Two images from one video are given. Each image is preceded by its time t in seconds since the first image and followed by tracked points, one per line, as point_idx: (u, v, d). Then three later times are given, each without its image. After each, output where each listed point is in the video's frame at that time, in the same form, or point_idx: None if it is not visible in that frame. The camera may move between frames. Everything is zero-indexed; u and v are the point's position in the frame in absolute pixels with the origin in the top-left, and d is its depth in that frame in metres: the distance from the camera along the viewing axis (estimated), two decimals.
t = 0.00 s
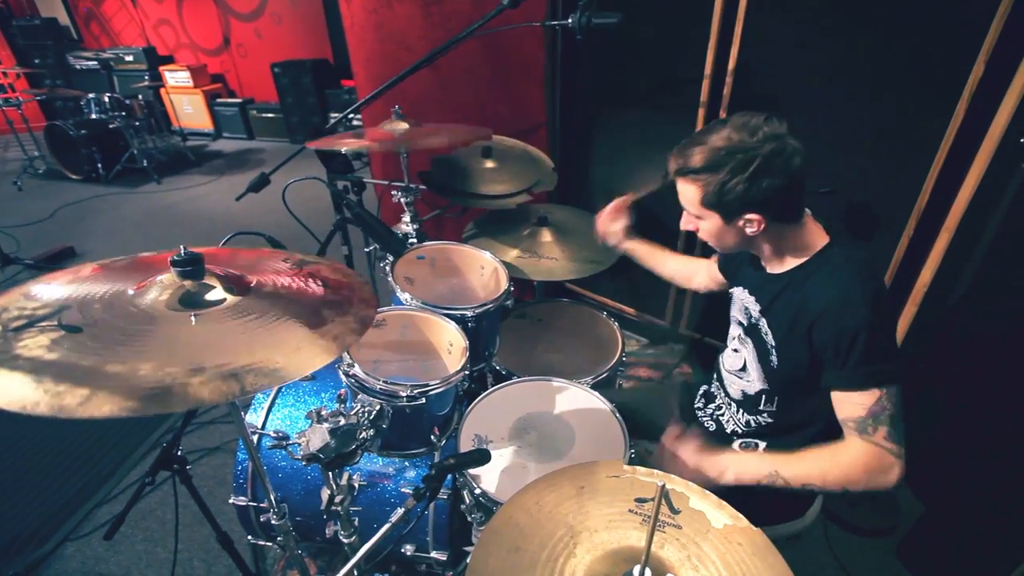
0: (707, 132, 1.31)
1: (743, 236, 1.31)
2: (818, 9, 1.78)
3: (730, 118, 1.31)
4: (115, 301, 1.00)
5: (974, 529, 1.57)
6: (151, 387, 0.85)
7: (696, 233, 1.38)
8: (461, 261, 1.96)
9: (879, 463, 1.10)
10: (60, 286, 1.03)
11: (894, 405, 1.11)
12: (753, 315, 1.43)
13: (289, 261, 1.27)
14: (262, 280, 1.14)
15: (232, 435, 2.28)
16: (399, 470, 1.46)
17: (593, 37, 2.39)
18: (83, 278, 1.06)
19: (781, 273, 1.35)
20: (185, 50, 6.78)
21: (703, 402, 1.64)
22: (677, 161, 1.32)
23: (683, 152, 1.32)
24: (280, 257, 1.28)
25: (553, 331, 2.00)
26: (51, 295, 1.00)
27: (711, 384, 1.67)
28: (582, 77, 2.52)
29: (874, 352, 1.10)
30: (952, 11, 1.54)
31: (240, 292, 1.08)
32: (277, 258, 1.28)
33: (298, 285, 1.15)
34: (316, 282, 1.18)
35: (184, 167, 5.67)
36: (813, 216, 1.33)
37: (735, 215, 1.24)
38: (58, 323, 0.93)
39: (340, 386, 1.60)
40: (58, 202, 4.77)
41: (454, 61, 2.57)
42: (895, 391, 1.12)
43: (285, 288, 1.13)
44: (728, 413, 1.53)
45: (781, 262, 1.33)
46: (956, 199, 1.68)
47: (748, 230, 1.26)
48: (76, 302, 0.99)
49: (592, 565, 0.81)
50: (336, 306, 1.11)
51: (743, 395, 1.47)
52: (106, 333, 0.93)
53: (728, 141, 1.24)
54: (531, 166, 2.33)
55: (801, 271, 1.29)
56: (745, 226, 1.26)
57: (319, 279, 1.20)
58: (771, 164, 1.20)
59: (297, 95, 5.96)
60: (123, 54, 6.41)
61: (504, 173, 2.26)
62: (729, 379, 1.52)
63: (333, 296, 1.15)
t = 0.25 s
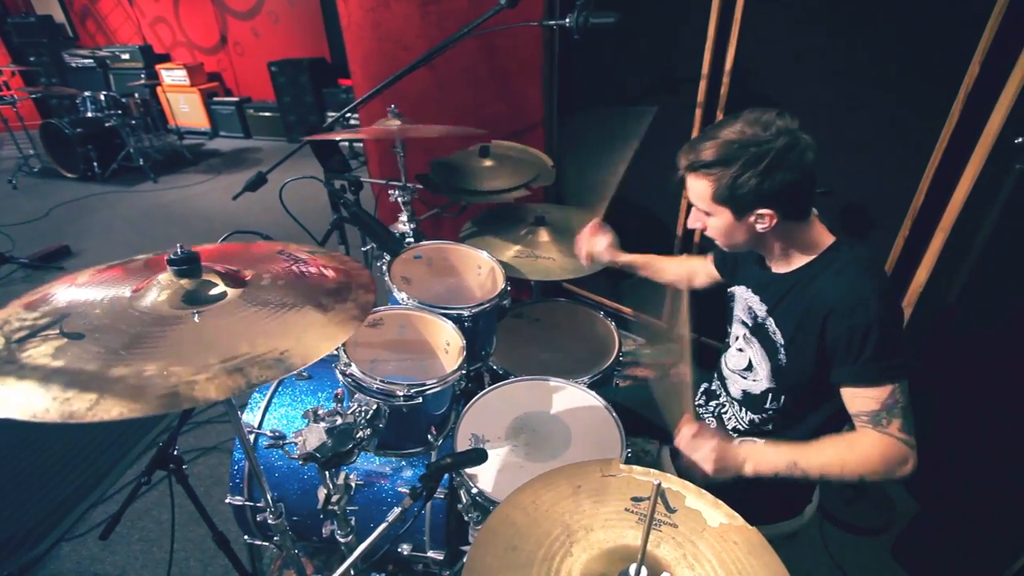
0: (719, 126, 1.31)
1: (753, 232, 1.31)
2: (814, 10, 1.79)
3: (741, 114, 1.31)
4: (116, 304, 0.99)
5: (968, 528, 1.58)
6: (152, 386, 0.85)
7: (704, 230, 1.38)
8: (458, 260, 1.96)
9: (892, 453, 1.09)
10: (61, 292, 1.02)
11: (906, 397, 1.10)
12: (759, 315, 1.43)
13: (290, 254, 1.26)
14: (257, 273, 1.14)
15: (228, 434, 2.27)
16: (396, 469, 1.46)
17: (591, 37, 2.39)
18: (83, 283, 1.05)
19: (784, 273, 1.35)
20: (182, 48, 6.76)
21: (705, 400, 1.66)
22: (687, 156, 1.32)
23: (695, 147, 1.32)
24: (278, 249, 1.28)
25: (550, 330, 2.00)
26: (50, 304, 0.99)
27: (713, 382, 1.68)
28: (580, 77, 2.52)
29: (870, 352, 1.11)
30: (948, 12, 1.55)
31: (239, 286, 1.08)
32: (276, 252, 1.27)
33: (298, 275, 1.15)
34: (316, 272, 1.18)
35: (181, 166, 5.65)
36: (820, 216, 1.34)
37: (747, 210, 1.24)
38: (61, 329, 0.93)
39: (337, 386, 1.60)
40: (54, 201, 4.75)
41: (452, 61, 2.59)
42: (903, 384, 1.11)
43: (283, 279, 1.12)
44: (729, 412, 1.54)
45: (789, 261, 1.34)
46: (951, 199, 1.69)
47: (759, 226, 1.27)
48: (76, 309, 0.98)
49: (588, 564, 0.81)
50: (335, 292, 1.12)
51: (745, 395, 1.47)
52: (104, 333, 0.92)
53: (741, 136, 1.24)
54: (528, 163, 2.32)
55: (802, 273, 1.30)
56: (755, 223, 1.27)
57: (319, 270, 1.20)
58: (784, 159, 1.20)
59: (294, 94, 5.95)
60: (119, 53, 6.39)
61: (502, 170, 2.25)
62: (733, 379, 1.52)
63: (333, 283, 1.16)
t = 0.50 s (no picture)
0: (733, 122, 1.32)
1: (758, 229, 1.32)
2: (814, 10, 1.79)
3: (755, 111, 1.33)
4: (116, 303, 0.99)
5: (969, 526, 1.58)
6: (156, 386, 0.85)
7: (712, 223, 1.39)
8: (458, 260, 1.97)
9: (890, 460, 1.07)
10: (60, 290, 1.02)
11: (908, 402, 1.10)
12: (765, 313, 1.43)
13: (285, 252, 1.26)
14: (258, 273, 1.15)
15: (229, 435, 2.27)
16: (397, 469, 1.46)
17: (591, 37, 2.39)
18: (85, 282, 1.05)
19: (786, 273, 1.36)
20: (181, 49, 6.76)
21: (707, 397, 1.68)
22: (700, 148, 1.34)
23: (708, 141, 1.33)
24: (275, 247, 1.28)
25: (550, 330, 2.00)
26: (49, 301, 0.99)
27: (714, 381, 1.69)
28: (580, 76, 2.52)
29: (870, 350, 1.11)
30: (947, 11, 1.55)
31: (240, 287, 1.08)
32: (276, 250, 1.27)
33: (300, 276, 1.16)
34: (318, 272, 1.19)
35: (181, 167, 5.65)
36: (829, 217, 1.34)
37: (753, 205, 1.25)
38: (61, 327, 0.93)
39: (338, 385, 1.60)
40: (54, 202, 4.75)
41: (452, 60, 2.59)
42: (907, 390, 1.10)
43: (283, 282, 1.12)
44: (732, 410, 1.55)
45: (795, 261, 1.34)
46: (951, 197, 1.69)
47: (763, 223, 1.27)
48: (77, 307, 0.98)
49: (589, 562, 0.81)
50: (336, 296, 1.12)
51: (749, 394, 1.48)
52: (108, 333, 0.93)
53: (753, 132, 1.25)
54: (529, 164, 2.35)
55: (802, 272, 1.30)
56: (760, 219, 1.27)
57: (320, 269, 1.20)
58: (792, 156, 1.21)
59: (294, 94, 5.95)
60: (119, 54, 6.39)
61: (501, 172, 2.28)
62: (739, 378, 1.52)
63: (332, 286, 1.16)
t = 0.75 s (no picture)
0: (719, 126, 1.34)
1: (739, 233, 1.35)
2: (813, 10, 1.80)
3: (742, 115, 1.34)
4: (115, 303, 1.00)
5: (967, 526, 1.59)
6: (157, 384, 0.85)
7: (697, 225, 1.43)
8: (457, 260, 1.97)
9: (891, 457, 1.11)
10: (60, 291, 1.03)
11: (903, 398, 1.11)
12: (753, 315, 1.45)
13: (287, 258, 1.27)
14: (260, 276, 1.15)
15: (229, 435, 2.27)
16: (397, 469, 1.47)
17: (590, 37, 2.39)
18: (85, 283, 1.06)
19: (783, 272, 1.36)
20: (180, 49, 6.76)
21: (710, 400, 1.66)
22: (685, 152, 1.36)
23: (694, 144, 1.36)
24: (275, 254, 1.29)
25: (549, 330, 2.00)
26: (49, 301, 0.99)
27: (717, 382, 1.69)
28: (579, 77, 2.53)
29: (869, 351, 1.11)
30: (945, 12, 1.56)
31: (240, 286, 1.08)
32: (277, 256, 1.28)
33: (299, 279, 1.16)
34: (315, 275, 1.19)
35: (180, 167, 5.65)
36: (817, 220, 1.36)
37: (731, 211, 1.29)
38: (61, 326, 0.93)
39: (337, 385, 1.61)
40: (53, 202, 4.75)
41: (450, 61, 2.60)
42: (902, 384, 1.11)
43: (284, 282, 1.13)
44: (733, 412, 1.54)
45: (778, 263, 1.37)
46: (949, 198, 1.70)
47: (743, 228, 1.31)
48: (76, 307, 0.98)
49: (588, 561, 0.82)
50: (336, 294, 1.13)
51: (745, 394, 1.48)
52: (110, 332, 0.93)
53: (735, 137, 1.28)
54: (528, 164, 2.35)
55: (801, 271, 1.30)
56: (739, 224, 1.31)
57: (318, 272, 1.21)
58: (770, 165, 1.23)
59: (293, 95, 5.95)
60: (117, 54, 6.38)
61: (500, 172, 2.28)
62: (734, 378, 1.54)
63: (333, 286, 1.16)
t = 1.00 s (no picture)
0: (712, 136, 1.34)
1: (749, 236, 1.32)
2: (813, 7, 1.79)
3: (731, 123, 1.34)
4: (117, 304, 1.00)
5: (970, 523, 1.58)
6: (159, 385, 0.85)
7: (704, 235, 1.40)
8: (458, 259, 1.97)
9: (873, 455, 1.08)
10: (62, 292, 1.03)
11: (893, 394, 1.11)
12: (759, 309, 1.46)
13: (287, 254, 1.27)
14: (260, 275, 1.15)
15: (231, 435, 2.28)
16: (399, 468, 1.47)
17: (590, 35, 2.39)
18: (87, 284, 1.06)
19: (785, 270, 1.35)
20: (180, 50, 6.76)
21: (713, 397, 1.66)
22: (681, 167, 1.36)
23: (688, 158, 1.36)
24: (277, 250, 1.29)
25: (551, 328, 2.00)
26: (51, 303, 0.99)
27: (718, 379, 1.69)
28: (579, 75, 2.52)
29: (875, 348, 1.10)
30: (946, 8, 1.55)
31: (241, 286, 1.09)
32: (277, 253, 1.27)
33: (301, 278, 1.16)
34: (317, 273, 1.19)
35: (180, 168, 5.65)
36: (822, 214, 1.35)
37: (739, 216, 1.26)
38: (64, 328, 0.93)
39: (339, 385, 1.61)
40: (54, 203, 4.75)
41: (449, 62, 2.59)
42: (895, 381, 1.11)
43: (285, 280, 1.13)
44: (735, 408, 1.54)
45: (788, 260, 1.34)
46: (950, 194, 1.69)
47: (753, 231, 1.28)
48: (78, 308, 0.98)
49: (591, 559, 0.82)
50: (338, 293, 1.13)
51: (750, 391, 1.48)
52: (112, 333, 0.93)
53: (730, 144, 1.27)
54: (528, 164, 2.35)
55: (804, 268, 1.30)
56: (749, 228, 1.28)
57: (319, 270, 1.21)
58: (771, 165, 1.22)
59: (293, 95, 5.95)
60: (117, 55, 6.39)
61: (500, 171, 2.27)
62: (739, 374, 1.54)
63: (334, 284, 1.16)
